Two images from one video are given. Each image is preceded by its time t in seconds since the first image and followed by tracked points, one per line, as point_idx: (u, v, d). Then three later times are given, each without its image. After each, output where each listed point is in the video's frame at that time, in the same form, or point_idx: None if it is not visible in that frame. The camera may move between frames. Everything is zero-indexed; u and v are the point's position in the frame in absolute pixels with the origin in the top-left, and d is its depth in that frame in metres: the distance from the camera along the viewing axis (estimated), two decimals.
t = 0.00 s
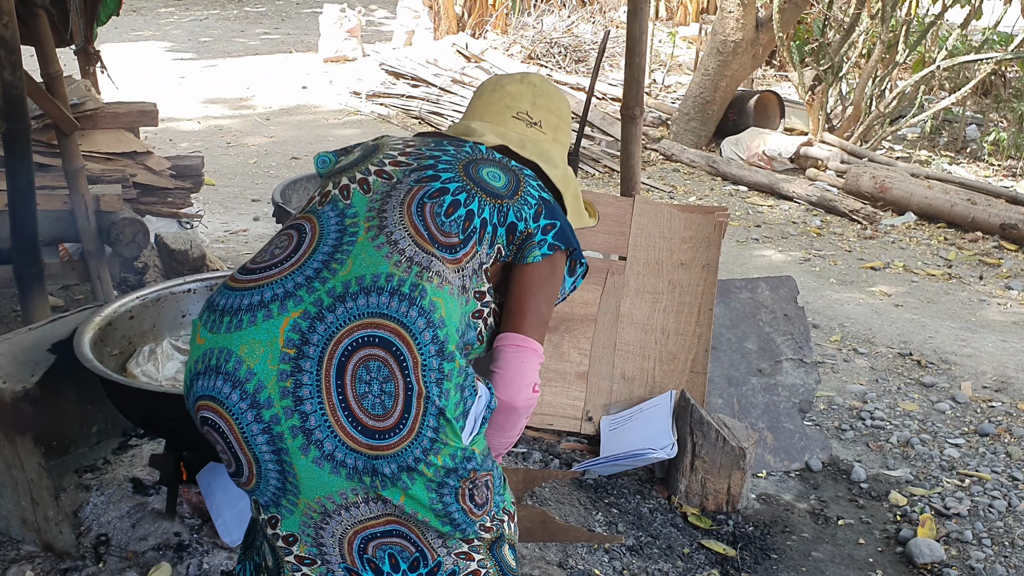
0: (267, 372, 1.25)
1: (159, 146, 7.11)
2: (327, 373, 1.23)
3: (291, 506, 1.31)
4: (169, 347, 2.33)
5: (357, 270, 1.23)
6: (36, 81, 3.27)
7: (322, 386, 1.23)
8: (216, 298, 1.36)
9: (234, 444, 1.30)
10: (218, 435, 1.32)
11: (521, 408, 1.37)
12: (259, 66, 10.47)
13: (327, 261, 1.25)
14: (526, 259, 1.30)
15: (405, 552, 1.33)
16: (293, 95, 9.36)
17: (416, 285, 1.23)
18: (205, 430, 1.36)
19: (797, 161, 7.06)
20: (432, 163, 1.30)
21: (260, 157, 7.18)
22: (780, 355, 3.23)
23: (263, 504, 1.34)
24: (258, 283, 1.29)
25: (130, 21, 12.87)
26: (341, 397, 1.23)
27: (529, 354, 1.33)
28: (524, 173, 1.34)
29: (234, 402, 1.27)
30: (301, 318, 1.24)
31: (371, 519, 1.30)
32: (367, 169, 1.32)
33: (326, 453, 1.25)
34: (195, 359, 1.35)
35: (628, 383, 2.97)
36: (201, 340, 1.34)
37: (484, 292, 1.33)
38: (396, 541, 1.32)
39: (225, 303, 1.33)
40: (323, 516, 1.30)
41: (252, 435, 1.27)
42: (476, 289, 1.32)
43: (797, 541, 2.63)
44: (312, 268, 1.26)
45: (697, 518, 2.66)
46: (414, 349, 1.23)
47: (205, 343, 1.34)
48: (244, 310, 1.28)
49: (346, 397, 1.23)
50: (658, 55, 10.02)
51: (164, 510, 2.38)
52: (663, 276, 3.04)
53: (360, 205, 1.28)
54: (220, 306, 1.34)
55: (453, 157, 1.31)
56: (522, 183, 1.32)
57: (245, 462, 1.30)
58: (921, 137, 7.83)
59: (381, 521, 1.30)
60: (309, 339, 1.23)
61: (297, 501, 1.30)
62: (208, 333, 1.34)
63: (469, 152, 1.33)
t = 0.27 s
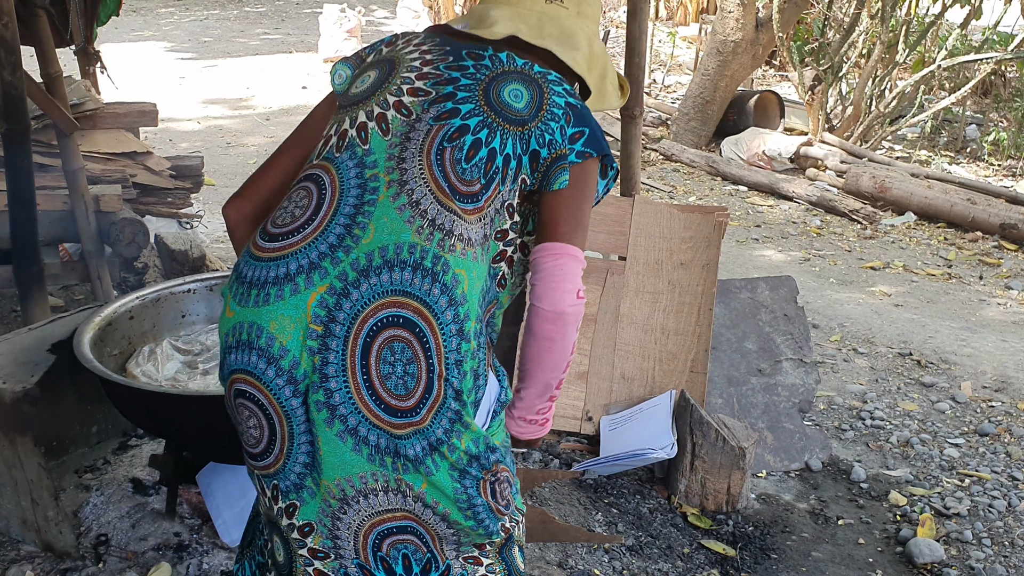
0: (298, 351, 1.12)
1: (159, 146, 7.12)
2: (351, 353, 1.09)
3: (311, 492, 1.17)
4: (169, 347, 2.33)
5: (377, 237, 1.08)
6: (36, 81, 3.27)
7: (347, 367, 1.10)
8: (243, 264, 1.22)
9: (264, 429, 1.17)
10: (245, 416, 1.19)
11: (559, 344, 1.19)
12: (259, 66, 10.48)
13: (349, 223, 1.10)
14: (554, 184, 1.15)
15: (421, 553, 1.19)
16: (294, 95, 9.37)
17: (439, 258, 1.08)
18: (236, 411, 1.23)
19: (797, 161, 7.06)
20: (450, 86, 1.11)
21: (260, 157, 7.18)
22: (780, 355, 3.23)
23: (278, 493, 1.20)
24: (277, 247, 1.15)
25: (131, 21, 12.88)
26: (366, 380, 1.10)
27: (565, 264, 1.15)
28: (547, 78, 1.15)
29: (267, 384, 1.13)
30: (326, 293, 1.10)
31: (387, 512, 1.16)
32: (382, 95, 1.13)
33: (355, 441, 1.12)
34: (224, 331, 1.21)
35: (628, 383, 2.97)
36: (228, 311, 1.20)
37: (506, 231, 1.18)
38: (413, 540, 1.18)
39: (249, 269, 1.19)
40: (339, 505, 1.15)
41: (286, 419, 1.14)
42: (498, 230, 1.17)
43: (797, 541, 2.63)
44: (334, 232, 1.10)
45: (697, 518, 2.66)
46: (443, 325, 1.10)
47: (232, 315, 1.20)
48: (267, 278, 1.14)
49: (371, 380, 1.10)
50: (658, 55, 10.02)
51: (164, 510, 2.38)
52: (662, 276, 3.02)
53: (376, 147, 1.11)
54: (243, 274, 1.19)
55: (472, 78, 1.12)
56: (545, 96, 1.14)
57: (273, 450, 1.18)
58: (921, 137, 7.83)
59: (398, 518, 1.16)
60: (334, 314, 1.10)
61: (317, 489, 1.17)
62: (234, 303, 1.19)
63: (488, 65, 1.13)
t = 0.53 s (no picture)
0: (365, 324, 1.24)
1: (159, 146, 7.12)
2: (413, 327, 1.22)
3: (365, 459, 1.29)
4: (168, 348, 2.33)
5: (437, 214, 1.19)
6: (36, 81, 3.27)
7: (408, 340, 1.22)
8: (304, 239, 1.32)
9: (326, 401, 1.28)
10: (306, 386, 1.29)
11: (624, 240, 1.14)
12: (259, 66, 10.48)
13: (407, 201, 1.20)
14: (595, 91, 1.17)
15: (453, 544, 1.30)
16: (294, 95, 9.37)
17: (494, 235, 1.19)
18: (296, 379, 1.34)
19: (797, 161, 7.06)
20: (486, 27, 1.17)
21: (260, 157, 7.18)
22: (780, 356, 3.23)
23: (326, 464, 1.30)
24: (339, 220, 1.25)
25: (131, 22, 12.88)
26: (425, 353, 1.22)
27: (617, 151, 1.13)
28: None
29: (336, 355, 1.25)
30: (390, 271, 1.22)
31: (429, 494, 1.27)
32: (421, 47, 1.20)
33: (414, 414, 1.25)
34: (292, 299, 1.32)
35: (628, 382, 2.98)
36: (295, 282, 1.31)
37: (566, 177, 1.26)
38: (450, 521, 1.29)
39: (311, 242, 1.29)
40: (387, 478, 1.27)
41: (350, 389, 1.26)
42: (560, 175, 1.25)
43: (797, 541, 2.63)
44: (392, 209, 1.21)
45: (697, 518, 2.66)
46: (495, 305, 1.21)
47: (300, 286, 1.30)
48: (331, 255, 1.25)
49: (429, 352, 1.22)
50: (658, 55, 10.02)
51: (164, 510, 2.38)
52: (662, 276, 3.01)
53: (425, 107, 1.19)
54: (307, 246, 1.30)
55: (505, 11, 1.17)
56: (585, 11, 1.16)
57: (330, 422, 1.29)
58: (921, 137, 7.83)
59: (438, 501, 1.28)
60: (397, 294, 1.22)
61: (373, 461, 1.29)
62: (300, 275, 1.30)
63: None
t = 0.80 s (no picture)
0: (429, 315, 1.28)
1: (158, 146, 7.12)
2: (475, 317, 1.25)
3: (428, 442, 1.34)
4: (168, 348, 2.33)
5: (496, 206, 1.22)
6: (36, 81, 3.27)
7: (470, 329, 1.26)
8: (366, 226, 1.35)
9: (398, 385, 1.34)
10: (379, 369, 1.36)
11: (685, 191, 1.16)
12: (259, 66, 10.49)
13: (465, 193, 1.22)
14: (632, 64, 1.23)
15: (495, 533, 1.33)
16: (293, 95, 9.38)
17: (553, 224, 1.23)
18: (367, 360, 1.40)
19: (797, 161, 7.05)
20: (527, 9, 1.18)
21: (260, 157, 7.19)
22: (780, 356, 3.24)
23: (407, 440, 1.37)
24: (396, 214, 1.27)
25: (131, 22, 12.89)
26: (485, 342, 1.26)
27: (669, 108, 1.18)
28: None
29: (404, 344, 1.30)
30: (453, 264, 1.25)
31: (480, 477, 1.31)
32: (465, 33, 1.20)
33: (474, 396, 1.28)
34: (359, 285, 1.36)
35: (628, 383, 2.98)
36: (359, 270, 1.35)
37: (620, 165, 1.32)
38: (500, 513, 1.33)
39: (372, 232, 1.32)
40: (441, 458, 1.31)
41: (418, 375, 1.32)
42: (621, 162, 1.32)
43: (797, 541, 2.63)
44: (450, 202, 1.23)
45: (697, 518, 2.66)
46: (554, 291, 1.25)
47: (365, 275, 1.34)
48: (392, 247, 1.28)
49: (491, 341, 1.26)
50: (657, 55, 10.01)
51: (164, 510, 2.38)
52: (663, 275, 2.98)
53: (474, 95, 1.21)
54: (369, 237, 1.33)
55: None
56: None
57: (404, 403, 1.35)
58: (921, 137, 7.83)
59: (492, 488, 1.32)
60: (460, 285, 1.25)
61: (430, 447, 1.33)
62: (365, 262, 1.34)
63: None
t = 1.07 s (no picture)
0: (466, 310, 1.33)
1: (159, 146, 7.12)
2: (506, 309, 1.30)
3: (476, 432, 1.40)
4: (169, 348, 2.33)
5: (522, 202, 1.26)
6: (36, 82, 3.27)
7: (503, 320, 1.31)
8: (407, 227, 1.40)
9: (445, 381, 1.40)
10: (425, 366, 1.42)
11: (715, 171, 1.20)
12: (259, 66, 10.50)
13: (493, 190, 1.27)
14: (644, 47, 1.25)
15: (538, 523, 1.39)
16: (294, 95, 9.38)
17: (575, 215, 1.26)
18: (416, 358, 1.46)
19: (798, 161, 7.05)
20: (535, 9, 1.21)
21: (260, 157, 7.19)
22: (780, 356, 3.23)
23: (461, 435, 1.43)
24: (431, 214, 1.32)
25: (131, 22, 12.91)
26: (518, 333, 1.31)
27: (689, 88, 1.21)
28: None
29: (446, 337, 1.36)
30: (485, 259, 1.30)
31: (519, 466, 1.36)
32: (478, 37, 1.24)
33: (509, 381, 1.33)
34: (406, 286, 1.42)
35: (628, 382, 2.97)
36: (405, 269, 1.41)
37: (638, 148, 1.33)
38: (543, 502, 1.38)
39: (411, 234, 1.37)
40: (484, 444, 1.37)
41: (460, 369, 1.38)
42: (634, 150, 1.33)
43: (797, 541, 2.63)
44: (480, 201, 1.28)
45: (697, 518, 2.66)
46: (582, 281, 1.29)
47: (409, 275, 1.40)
48: (431, 248, 1.33)
49: (524, 332, 1.31)
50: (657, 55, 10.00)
51: (164, 510, 2.38)
52: (662, 276, 2.97)
53: (492, 97, 1.25)
54: (409, 238, 1.38)
55: None
56: None
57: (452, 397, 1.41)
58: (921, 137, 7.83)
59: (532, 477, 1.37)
60: (491, 278, 1.30)
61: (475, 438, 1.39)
62: (409, 262, 1.39)
63: None
